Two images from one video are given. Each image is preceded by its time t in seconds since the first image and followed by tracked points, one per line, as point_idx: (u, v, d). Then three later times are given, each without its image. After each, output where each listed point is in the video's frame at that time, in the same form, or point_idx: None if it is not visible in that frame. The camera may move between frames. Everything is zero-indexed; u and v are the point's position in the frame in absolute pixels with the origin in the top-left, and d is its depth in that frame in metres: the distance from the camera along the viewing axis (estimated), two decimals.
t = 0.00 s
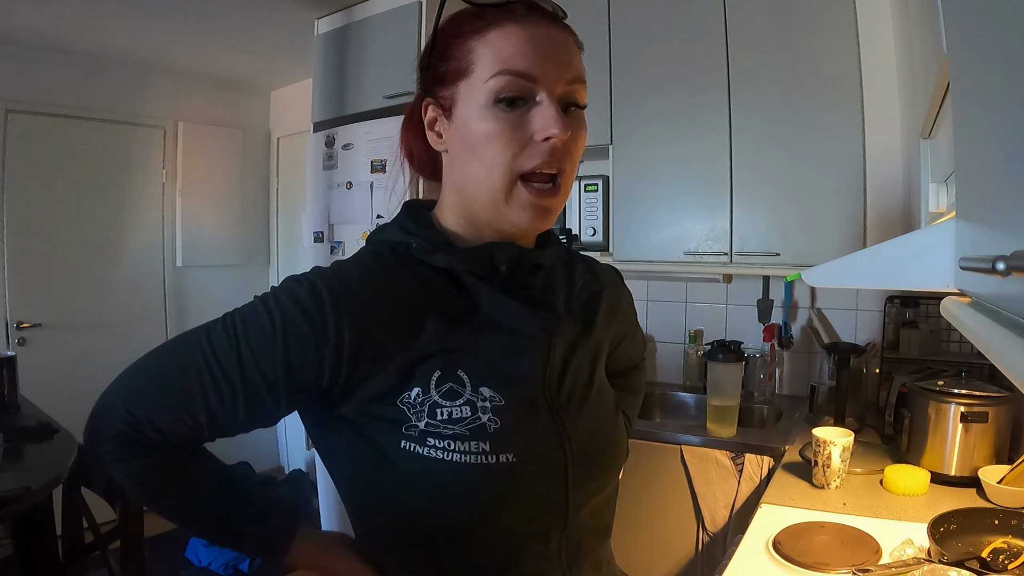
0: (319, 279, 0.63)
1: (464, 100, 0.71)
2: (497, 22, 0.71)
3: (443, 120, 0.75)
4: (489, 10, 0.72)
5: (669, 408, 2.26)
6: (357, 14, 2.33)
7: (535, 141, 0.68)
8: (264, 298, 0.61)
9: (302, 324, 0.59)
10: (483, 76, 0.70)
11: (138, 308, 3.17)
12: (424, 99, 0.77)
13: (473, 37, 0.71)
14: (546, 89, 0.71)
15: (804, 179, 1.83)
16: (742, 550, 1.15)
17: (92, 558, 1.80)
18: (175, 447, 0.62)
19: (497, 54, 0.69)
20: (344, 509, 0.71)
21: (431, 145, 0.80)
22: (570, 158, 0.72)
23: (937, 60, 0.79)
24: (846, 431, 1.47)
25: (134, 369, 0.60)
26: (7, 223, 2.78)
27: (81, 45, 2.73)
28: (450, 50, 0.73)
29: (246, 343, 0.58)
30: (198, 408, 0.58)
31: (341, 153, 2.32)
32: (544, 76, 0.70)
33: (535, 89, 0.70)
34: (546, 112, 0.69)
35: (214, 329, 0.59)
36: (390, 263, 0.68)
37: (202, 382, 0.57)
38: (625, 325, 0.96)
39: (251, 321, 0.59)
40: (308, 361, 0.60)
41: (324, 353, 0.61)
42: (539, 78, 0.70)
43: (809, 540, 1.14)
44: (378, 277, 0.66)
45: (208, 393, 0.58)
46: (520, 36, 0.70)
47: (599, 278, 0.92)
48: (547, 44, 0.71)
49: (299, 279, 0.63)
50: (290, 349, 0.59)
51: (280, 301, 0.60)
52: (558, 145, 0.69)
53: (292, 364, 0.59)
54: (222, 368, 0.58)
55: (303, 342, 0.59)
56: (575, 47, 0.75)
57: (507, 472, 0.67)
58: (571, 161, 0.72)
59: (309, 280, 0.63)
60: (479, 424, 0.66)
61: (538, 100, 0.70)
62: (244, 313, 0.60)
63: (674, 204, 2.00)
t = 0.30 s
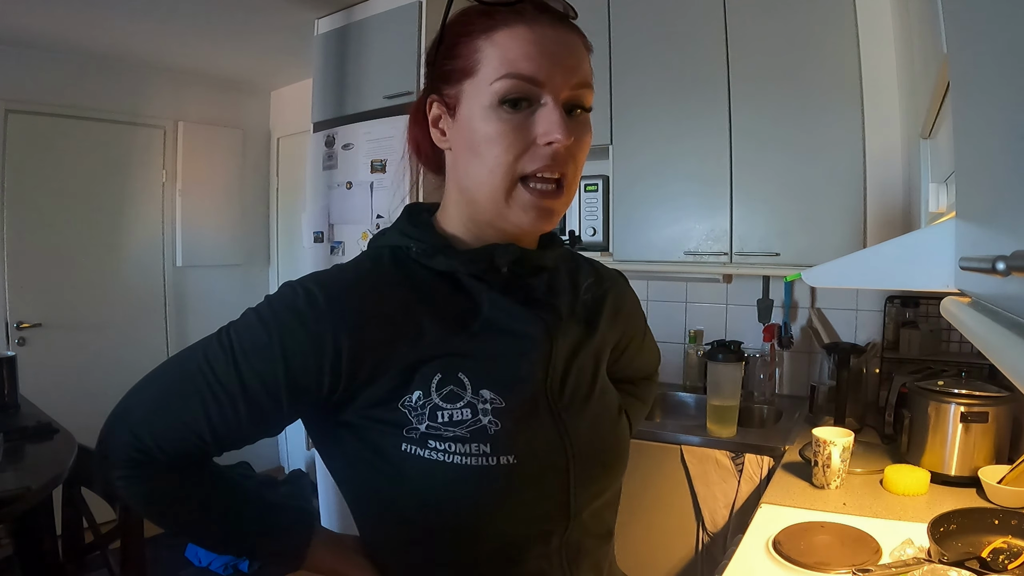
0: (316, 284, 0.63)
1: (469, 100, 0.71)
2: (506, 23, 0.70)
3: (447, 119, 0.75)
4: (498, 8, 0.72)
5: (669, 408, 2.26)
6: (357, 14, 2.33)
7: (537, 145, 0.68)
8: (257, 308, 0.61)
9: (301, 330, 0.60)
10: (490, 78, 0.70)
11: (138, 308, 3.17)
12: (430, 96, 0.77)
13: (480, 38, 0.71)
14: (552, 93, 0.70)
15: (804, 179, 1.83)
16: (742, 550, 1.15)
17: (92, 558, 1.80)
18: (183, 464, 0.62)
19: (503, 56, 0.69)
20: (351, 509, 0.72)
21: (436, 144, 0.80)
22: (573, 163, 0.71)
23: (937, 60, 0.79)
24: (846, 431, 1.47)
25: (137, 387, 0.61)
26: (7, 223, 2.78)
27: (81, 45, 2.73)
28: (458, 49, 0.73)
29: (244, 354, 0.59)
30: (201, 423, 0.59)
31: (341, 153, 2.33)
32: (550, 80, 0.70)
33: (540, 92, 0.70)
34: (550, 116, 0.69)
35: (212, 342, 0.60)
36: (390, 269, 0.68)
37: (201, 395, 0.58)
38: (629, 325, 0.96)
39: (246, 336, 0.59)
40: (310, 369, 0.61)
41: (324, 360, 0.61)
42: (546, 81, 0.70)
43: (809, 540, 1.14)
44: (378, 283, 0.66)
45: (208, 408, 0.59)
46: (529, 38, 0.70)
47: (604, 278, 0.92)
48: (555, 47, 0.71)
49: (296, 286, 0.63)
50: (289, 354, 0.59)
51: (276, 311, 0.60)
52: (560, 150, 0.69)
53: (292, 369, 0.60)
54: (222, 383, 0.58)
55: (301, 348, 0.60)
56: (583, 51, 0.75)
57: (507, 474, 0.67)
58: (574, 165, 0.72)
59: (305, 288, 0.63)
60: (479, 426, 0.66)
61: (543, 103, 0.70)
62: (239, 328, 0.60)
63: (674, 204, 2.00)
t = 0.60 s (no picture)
0: (323, 285, 0.64)
1: (474, 105, 0.71)
2: (509, 27, 0.70)
3: (453, 123, 0.75)
4: (501, 13, 0.72)
5: (669, 408, 2.26)
6: (357, 14, 2.33)
7: (543, 150, 0.68)
8: (265, 309, 0.62)
9: (309, 331, 0.60)
10: (494, 84, 0.70)
11: (138, 307, 3.17)
12: (436, 101, 0.77)
13: (484, 42, 0.71)
14: (557, 97, 0.70)
15: (804, 179, 1.83)
16: (742, 550, 1.15)
17: (92, 558, 1.80)
18: (190, 467, 0.62)
19: (507, 61, 0.69)
20: (357, 511, 0.72)
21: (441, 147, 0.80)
22: (580, 167, 0.71)
23: (937, 59, 0.79)
24: (846, 431, 1.47)
25: (145, 391, 0.61)
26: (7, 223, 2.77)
27: (81, 45, 2.73)
28: (461, 54, 0.73)
29: (252, 355, 0.59)
30: (210, 425, 0.59)
31: (341, 153, 2.33)
32: (554, 85, 0.70)
33: (546, 97, 0.70)
34: (555, 121, 0.69)
35: (219, 343, 0.60)
36: (397, 270, 0.68)
37: (212, 396, 0.58)
38: (637, 325, 0.96)
39: (253, 337, 0.59)
40: (317, 368, 0.61)
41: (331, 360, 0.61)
42: (550, 86, 0.70)
43: (810, 540, 1.14)
44: (384, 284, 0.66)
45: (218, 409, 0.58)
46: (532, 43, 0.69)
47: (611, 278, 0.91)
48: (559, 52, 0.70)
49: (303, 288, 0.64)
50: (298, 354, 0.59)
51: (283, 312, 0.60)
52: (566, 155, 0.69)
53: (301, 370, 0.60)
54: (231, 385, 0.58)
55: (310, 348, 0.60)
56: (589, 54, 0.74)
57: (513, 473, 0.67)
58: (580, 169, 0.72)
59: (311, 288, 0.63)
60: (485, 425, 0.66)
61: (548, 108, 0.70)
62: (246, 330, 0.60)
63: (674, 204, 2.00)
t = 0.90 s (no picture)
0: (332, 283, 0.64)
1: (471, 110, 0.71)
2: (499, 29, 0.70)
3: (453, 129, 0.75)
4: (492, 15, 0.72)
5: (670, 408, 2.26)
6: (357, 14, 2.33)
7: (539, 152, 0.68)
8: (275, 305, 0.62)
9: (316, 327, 0.60)
10: (488, 88, 0.70)
11: (138, 307, 3.17)
12: (435, 107, 0.77)
13: (476, 45, 0.71)
14: (550, 97, 0.70)
15: (804, 179, 1.83)
16: (742, 550, 1.15)
17: (92, 558, 1.80)
18: (198, 464, 0.61)
19: (499, 64, 0.69)
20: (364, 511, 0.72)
21: (444, 153, 0.81)
22: (579, 166, 0.71)
23: (937, 59, 0.79)
24: (846, 431, 1.47)
25: (153, 390, 0.61)
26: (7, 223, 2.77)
27: (81, 45, 2.73)
28: (456, 59, 0.73)
29: (260, 352, 0.59)
30: (217, 422, 0.59)
31: (341, 153, 2.33)
32: (547, 85, 0.70)
33: (539, 98, 0.70)
34: (550, 122, 0.69)
35: (228, 339, 0.61)
36: (405, 270, 0.69)
37: (220, 393, 0.58)
38: (651, 325, 0.94)
39: (262, 334, 0.59)
40: (324, 365, 0.61)
41: (338, 357, 0.62)
42: (543, 86, 0.70)
43: (810, 540, 1.14)
44: (393, 282, 0.67)
45: (227, 406, 0.58)
46: (522, 44, 0.69)
47: (624, 275, 0.90)
48: (550, 50, 0.70)
49: (313, 286, 0.64)
50: (306, 351, 0.60)
51: (293, 309, 0.61)
52: (563, 155, 0.69)
53: (309, 367, 0.60)
54: (240, 382, 0.59)
55: (319, 345, 0.60)
56: (583, 50, 0.74)
57: (518, 471, 0.67)
58: (579, 168, 0.72)
59: (322, 287, 0.64)
60: (490, 422, 0.66)
61: (542, 109, 0.70)
62: (255, 327, 0.61)
63: (675, 204, 2.00)
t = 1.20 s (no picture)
0: (342, 279, 0.65)
1: (453, 127, 0.72)
2: (469, 44, 0.69)
3: (444, 142, 0.76)
4: (464, 28, 0.70)
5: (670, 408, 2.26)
6: (357, 14, 2.33)
7: (518, 166, 0.68)
8: (285, 299, 0.63)
9: (323, 322, 0.61)
10: (465, 106, 0.69)
11: (138, 308, 3.17)
12: (428, 121, 0.78)
13: (451, 61, 0.70)
14: (526, 108, 0.68)
15: (804, 179, 1.83)
16: (742, 550, 1.15)
17: (91, 558, 1.80)
18: (210, 454, 0.63)
19: (472, 80, 0.68)
20: (368, 505, 0.73)
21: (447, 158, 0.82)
22: (564, 174, 0.70)
23: (937, 59, 0.79)
24: (846, 431, 1.47)
25: (163, 383, 0.62)
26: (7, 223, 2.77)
27: (81, 45, 2.73)
28: (435, 76, 0.73)
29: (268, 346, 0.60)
30: (226, 415, 0.60)
31: (341, 153, 2.33)
32: (521, 96, 0.68)
33: (515, 110, 0.68)
34: (526, 135, 0.68)
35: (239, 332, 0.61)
36: (413, 267, 0.69)
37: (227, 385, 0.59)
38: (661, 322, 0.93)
39: (271, 328, 0.60)
40: (330, 361, 0.62)
41: (345, 353, 0.62)
42: (515, 99, 0.68)
43: (810, 540, 1.14)
44: (400, 279, 0.67)
45: (234, 399, 0.59)
46: (491, 57, 0.67)
47: (639, 270, 0.88)
48: (521, 59, 0.68)
49: (323, 281, 0.65)
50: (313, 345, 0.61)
51: (302, 303, 0.62)
52: (543, 167, 0.68)
53: (316, 362, 0.61)
54: (248, 376, 0.59)
55: (327, 340, 0.61)
56: (561, 51, 0.71)
57: (521, 467, 0.67)
58: (566, 174, 0.70)
59: (332, 282, 0.64)
60: (494, 417, 0.66)
61: (519, 121, 0.69)
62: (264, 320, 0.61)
63: (675, 204, 2.00)
